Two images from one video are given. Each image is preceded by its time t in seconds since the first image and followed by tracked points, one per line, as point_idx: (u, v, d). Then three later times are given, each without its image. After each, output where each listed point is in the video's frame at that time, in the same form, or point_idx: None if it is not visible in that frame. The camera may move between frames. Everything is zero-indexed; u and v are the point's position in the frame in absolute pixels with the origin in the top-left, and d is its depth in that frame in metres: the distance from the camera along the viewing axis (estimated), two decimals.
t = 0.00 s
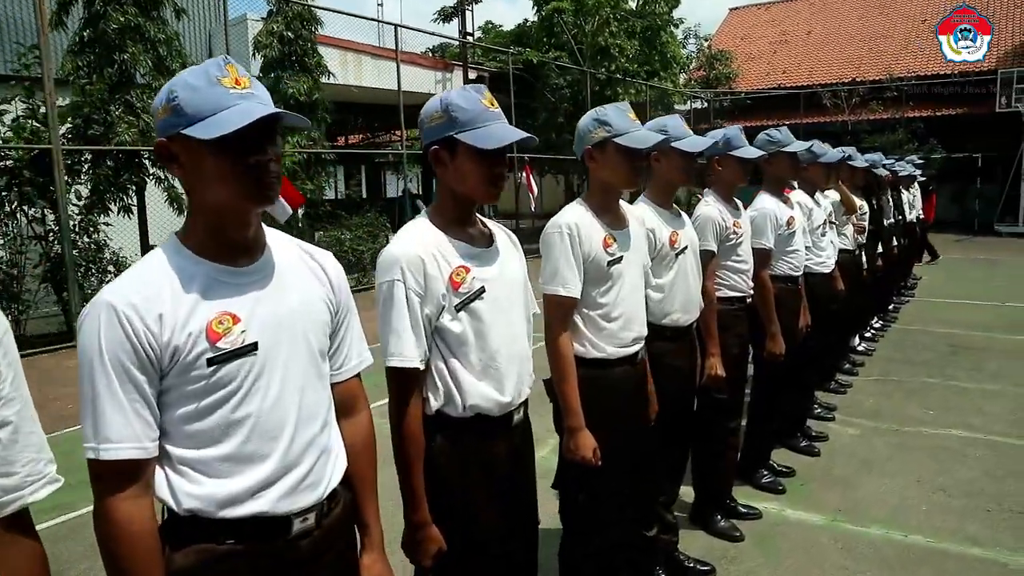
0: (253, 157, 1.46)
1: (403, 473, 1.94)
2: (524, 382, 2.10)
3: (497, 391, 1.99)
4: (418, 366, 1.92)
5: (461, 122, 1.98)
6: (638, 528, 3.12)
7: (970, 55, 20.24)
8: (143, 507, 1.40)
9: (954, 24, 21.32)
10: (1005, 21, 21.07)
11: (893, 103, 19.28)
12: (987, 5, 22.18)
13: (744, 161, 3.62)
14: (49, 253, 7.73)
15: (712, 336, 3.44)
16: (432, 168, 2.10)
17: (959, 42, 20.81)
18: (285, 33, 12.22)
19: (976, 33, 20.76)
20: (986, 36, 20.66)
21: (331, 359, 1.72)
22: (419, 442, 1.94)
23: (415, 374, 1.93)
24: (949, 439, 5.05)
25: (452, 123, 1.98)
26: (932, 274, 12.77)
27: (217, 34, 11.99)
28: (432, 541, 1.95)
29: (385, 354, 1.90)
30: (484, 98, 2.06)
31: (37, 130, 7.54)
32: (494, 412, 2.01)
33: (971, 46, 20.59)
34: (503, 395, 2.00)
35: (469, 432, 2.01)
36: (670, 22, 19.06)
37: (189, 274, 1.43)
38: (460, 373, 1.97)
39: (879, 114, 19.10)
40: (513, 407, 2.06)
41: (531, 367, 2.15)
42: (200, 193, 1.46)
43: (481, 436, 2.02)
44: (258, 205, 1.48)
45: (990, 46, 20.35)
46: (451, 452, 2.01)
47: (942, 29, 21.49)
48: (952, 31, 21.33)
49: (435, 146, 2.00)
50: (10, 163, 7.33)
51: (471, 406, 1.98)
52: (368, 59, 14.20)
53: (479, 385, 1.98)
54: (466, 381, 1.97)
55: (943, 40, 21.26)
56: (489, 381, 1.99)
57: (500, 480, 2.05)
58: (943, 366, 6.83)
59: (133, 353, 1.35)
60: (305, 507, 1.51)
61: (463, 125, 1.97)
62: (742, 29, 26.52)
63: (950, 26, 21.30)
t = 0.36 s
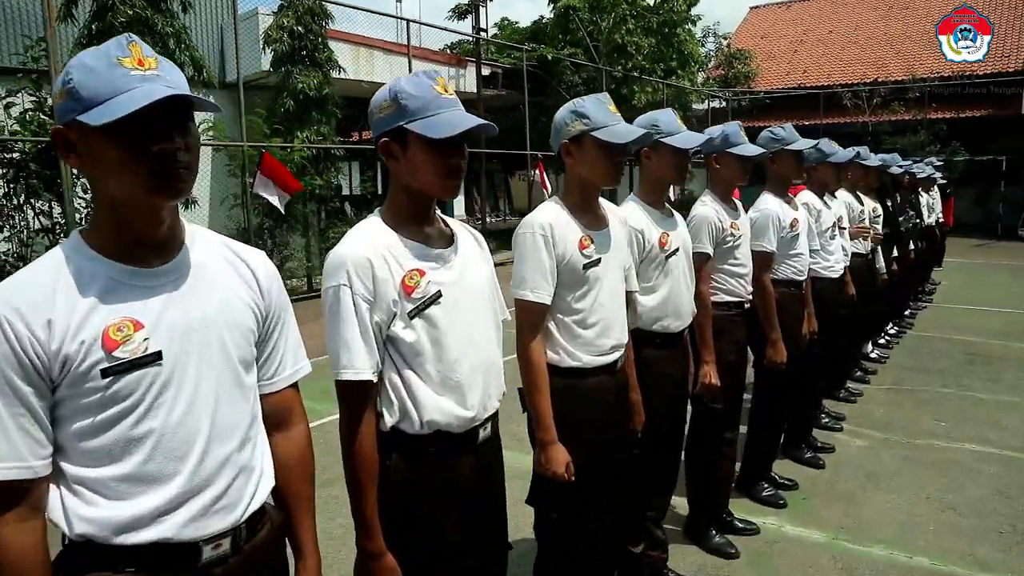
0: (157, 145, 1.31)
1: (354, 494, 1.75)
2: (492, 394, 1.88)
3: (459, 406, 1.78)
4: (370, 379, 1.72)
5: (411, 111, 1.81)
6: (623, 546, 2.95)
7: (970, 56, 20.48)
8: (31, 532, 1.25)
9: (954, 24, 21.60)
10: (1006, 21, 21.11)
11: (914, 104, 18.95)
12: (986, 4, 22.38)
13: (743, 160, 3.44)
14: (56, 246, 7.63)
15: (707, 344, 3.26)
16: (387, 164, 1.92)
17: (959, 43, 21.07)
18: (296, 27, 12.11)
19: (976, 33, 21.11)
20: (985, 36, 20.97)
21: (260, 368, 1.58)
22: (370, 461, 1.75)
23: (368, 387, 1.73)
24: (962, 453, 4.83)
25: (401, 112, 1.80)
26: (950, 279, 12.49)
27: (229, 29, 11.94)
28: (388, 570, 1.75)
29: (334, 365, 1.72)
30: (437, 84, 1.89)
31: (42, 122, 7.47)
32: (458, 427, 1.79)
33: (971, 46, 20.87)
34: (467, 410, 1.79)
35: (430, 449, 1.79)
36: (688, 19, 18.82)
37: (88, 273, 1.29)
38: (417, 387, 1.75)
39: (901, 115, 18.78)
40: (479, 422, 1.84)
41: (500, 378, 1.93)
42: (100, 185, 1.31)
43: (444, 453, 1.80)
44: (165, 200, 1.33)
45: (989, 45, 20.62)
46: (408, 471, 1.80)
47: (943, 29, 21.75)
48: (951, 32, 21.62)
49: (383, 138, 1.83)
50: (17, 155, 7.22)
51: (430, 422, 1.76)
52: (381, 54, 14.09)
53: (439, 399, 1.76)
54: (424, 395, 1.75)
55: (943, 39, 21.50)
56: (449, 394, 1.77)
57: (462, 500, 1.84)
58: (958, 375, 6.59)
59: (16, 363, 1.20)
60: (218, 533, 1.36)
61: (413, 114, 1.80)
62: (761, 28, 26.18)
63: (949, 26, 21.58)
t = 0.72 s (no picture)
0: (14, 155, 1.19)
1: (261, 529, 1.66)
2: (415, 425, 1.78)
3: (374, 436, 1.69)
4: (274, 410, 1.63)
5: (331, 120, 1.70)
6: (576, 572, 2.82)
7: (970, 54, 20.83)
8: None
9: (954, 24, 21.82)
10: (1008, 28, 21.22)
11: (904, 116, 18.97)
12: (988, 2, 22.71)
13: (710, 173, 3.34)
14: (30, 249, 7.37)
15: (671, 364, 3.16)
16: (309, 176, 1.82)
17: (960, 43, 21.30)
18: (281, 31, 11.93)
19: (976, 33, 21.33)
20: (985, 36, 21.21)
21: (152, 398, 1.46)
22: (277, 494, 1.66)
23: (274, 417, 1.64)
24: (938, 472, 4.72)
25: (320, 123, 1.70)
26: (937, 292, 12.43)
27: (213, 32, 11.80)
28: None
29: (238, 395, 1.63)
30: (362, 92, 1.79)
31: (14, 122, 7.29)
32: (374, 461, 1.70)
33: (971, 46, 21.14)
34: (383, 442, 1.70)
35: (341, 484, 1.69)
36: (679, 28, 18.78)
37: None
38: (326, 417, 1.66)
39: (890, 127, 18.78)
40: (399, 455, 1.75)
41: (427, 405, 1.84)
42: None
43: (359, 490, 1.70)
44: (26, 214, 1.22)
45: (990, 45, 20.96)
46: (318, 507, 1.69)
47: (942, 29, 21.98)
48: (951, 32, 21.83)
49: (302, 149, 1.71)
50: None
51: (341, 455, 1.66)
52: (368, 59, 13.99)
53: (352, 431, 1.67)
54: (336, 426, 1.65)
55: (943, 39, 21.74)
56: (363, 425, 1.68)
57: (378, 536, 1.74)
58: (938, 390, 6.49)
59: None
60: None
61: (332, 124, 1.69)
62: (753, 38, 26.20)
63: (949, 27, 21.77)
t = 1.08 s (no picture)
0: None
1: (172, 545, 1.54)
2: (342, 433, 1.67)
3: (294, 446, 1.57)
4: (182, 420, 1.50)
5: (242, 103, 1.54)
6: None
7: (971, 55, 20.23)
8: None
9: (954, 24, 21.25)
10: (1006, 21, 20.90)
11: (888, 104, 18.89)
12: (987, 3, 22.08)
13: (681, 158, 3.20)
14: None
15: (641, 358, 3.03)
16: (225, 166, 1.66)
17: (960, 43, 20.69)
18: (254, 18, 11.65)
19: (976, 33, 20.69)
20: (985, 36, 20.58)
21: (39, 414, 1.31)
22: (188, 509, 1.54)
23: (183, 427, 1.51)
24: (919, 465, 4.61)
25: (231, 106, 1.54)
26: (920, 280, 12.37)
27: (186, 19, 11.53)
28: None
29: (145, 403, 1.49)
30: (277, 71, 1.63)
31: None
32: (293, 473, 1.58)
33: (971, 46, 20.47)
34: (305, 452, 1.58)
35: (259, 498, 1.57)
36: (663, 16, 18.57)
37: None
38: (242, 427, 1.53)
39: (874, 115, 18.73)
40: (325, 465, 1.63)
41: (356, 411, 1.72)
42: None
43: (277, 503, 1.58)
44: None
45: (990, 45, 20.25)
46: (235, 521, 1.57)
47: (942, 29, 21.36)
48: (951, 31, 21.24)
49: (211, 136, 1.55)
50: None
51: (257, 468, 1.54)
52: (346, 48, 13.75)
53: (270, 440, 1.55)
54: (252, 437, 1.53)
55: (942, 39, 21.15)
56: (283, 435, 1.56)
57: (302, 551, 1.62)
58: (921, 381, 6.39)
59: None
60: None
61: (244, 108, 1.54)
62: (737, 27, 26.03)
63: (950, 25, 21.20)
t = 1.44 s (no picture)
0: None
1: None
2: (258, 475, 1.47)
3: (198, 491, 1.38)
4: (61, 465, 1.30)
5: (136, 100, 1.28)
6: None
7: (970, 56, 20.08)
8: None
9: (953, 25, 20.96)
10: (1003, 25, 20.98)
11: (878, 112, 18.80)
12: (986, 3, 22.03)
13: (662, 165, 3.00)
14: None
15: (617, 382, 2.85)
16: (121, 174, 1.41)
17: (960, 42, 20.44)
18: (237, 20, 11.46)
19: (976, 33, 20.50)
20: (985, 36, 20.42)
21: None
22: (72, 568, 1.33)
23: (64, 473, 1.31)
24: (910, 486, 4.42)
25: (124, 103, 1.28)
26: (910, 290, 12.24)
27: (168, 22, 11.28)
28: None
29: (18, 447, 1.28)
30: (180, 63, 1.35)
31: None
32: (198, 523, 1.38)
33: (971, 46, 20.30)
34: (211, 497, 1.39)
35: (157, 551, 1.37)
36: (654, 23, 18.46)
37: None
38: (135, 471, 1.33)
39: (864, 123, 18.68)
40: (236, 514, 1.44)
41: (277, 450, 1.53)
42: None
43: (180, 557, 1.38)
44: None
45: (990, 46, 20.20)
46: None
47: (943, 30, 21.13)
48: (951, 32, 20.93)
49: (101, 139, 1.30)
50: None
51: (152, 518, 1.34)
52: (332, 52, 13.55)
53: (170, 486, 1.35)
54: (144, 482, 1.33)
55: (942, 39, 20.88)
56: (185, 479, 1.37)
57: None
58: (911, 396, 6.21)
59: None
60: None
61: (138, 105, 1.28)
62: (729, 35, 25.98)
63: (948, 27, 20.89)
